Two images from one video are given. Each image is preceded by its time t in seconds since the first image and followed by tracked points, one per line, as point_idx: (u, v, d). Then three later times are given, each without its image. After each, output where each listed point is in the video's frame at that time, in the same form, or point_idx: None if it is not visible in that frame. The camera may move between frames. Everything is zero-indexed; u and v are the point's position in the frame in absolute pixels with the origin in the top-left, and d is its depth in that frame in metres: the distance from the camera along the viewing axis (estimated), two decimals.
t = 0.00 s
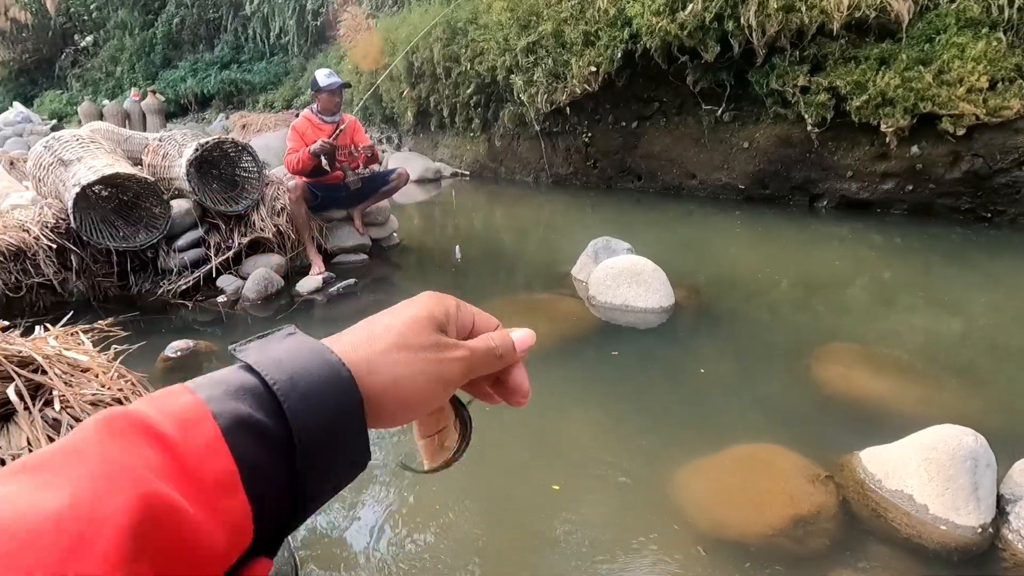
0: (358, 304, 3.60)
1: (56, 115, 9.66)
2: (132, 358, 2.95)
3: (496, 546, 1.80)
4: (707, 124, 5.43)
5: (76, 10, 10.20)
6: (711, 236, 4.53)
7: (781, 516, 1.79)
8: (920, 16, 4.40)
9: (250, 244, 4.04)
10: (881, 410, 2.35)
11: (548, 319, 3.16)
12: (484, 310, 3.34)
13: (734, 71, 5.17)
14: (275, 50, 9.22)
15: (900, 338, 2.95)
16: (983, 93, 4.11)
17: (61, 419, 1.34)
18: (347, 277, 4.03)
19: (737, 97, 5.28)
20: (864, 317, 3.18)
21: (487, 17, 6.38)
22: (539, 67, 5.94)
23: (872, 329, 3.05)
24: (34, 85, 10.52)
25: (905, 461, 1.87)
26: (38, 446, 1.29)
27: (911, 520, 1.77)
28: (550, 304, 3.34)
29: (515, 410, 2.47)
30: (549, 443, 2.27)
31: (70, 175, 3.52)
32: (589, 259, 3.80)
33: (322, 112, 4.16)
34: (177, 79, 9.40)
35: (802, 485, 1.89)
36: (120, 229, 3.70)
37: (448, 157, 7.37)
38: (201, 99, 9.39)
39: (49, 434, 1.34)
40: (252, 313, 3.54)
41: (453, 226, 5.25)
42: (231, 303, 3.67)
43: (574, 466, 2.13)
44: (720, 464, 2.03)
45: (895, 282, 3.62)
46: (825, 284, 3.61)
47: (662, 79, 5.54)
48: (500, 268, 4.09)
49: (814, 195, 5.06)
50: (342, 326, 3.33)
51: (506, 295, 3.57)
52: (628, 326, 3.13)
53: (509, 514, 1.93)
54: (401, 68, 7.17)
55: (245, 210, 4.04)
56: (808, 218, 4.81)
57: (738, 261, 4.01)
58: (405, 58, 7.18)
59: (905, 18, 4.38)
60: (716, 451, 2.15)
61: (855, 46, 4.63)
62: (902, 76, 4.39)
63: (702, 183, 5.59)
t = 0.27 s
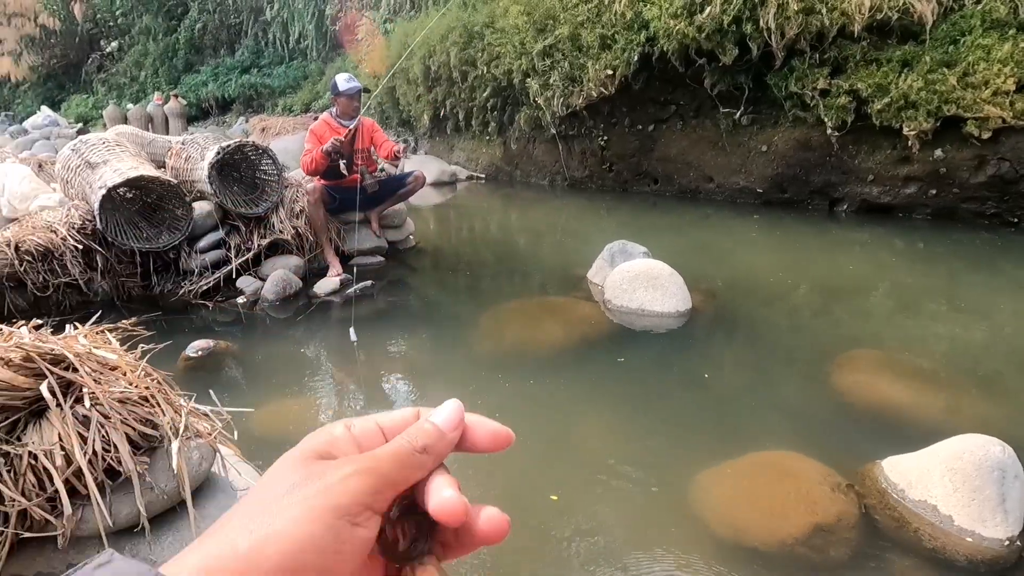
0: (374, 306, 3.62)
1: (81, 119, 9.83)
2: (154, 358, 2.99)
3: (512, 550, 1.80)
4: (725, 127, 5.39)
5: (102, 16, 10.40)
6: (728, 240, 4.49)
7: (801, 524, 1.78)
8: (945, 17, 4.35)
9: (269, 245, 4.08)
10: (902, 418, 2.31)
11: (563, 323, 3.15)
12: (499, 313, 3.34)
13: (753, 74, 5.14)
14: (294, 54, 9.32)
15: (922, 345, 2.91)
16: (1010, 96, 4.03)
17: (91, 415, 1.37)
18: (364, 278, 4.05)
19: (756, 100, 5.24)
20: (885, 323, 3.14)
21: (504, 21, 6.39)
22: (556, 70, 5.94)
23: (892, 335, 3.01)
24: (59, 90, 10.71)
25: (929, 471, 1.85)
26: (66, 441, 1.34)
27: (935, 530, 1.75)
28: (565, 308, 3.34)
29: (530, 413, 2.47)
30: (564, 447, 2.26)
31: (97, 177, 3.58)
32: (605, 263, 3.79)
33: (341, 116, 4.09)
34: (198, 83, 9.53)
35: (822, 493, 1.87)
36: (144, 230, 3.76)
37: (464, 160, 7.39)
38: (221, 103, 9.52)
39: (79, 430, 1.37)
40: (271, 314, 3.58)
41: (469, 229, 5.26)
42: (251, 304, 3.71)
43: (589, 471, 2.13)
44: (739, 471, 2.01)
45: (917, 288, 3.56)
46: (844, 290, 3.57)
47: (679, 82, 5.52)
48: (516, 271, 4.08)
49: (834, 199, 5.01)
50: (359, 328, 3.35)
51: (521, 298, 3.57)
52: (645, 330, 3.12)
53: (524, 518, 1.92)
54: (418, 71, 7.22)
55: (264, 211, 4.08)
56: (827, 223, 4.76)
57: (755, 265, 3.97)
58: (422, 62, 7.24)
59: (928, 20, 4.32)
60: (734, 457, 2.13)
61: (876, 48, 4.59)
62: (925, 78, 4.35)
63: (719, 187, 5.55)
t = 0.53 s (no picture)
0: (381, 306, 3.62)
1: (90, 118, 9.90)
2: (163, 356, 3.01)
3: (521, 549, 1.81)
4: (732, 126, 5.38)
5: (111, 16, 10.46)
6: (736, 239, 4.48)
7: (811, 525, 1.77)
8: (956, 16, 4.34)
9: (277, 245, 4.10)
10: (912, 419, 2.30)
11: (570, 323, 3.15)
12: (507, 313, 3.35)
13: (761, 73, 5.12)
14: (301, 54, 9.36)
15: (932, 346, 2.89)
16: (1022, 94, 3.98)
17: (105, 412, 1.38)
18: (372, 277, 4.06)
19: (764, 100, 5.22)
20: (894, 323, 3.12)
21: (511, 20, 6.40)
22: (563, 69, 5.95)
23: (902, 336, 2.99)
24: (68, 89, 10.78)
25: (941, 472, 1.83)
26: (80, 438, 1.35)
27: (947, 533, 1.73)
28: (572, 307, 3.34)
29: (537, 413, 2.47)
30: (572, 447, 2.26)
31: (107, 176, 3.61)
32: (612, 262, 3.78)
33: (348, 116, 4.11)
34: (206, 83, 9.57)
35: (833, 495, 1.86)
36: (154, 229, 3.78)
37: (470, 160, 7.40)
38: (229, 103, 9.55)
39: (94, 427, 1.38)
40: (279, 314, 3.59)
41: (476, 229, 5.26)
42: (259, 302, 3.73)
43: (597, 470, 2.13)
44: (748, 471, 2.01)
45: (926, 289, 3.54)
46: (853, 290, 3.56)
47: (686, 81, 5.50)
48: (523, 271, 4.08)
49: (843, 199, 4.99)
50: (366, 327, 3.36)
51: (528, 298, 3.57)
52: (653, 330, 3.11)
53: (533, 518, 1.93)
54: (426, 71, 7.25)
55: (273, 210, 4.09)
56: (836, 223, 4.73)
57: (763, 265, 3.96)
58: (430, 61, 7.26)
59: (939, 19, 4.31)
60: (743, 458, 2.12)
61: (886, 47, 4.57)
62: (936, 77, 4.32)
63: (726, 187, 5.54)
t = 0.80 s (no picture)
0: (364, 313, 3.60)
1: (65, 125, 9.75)
2: (141, 367, 2.96)
3: (504, 556, 1.80)
4: (712, 132, 5.44)
5: (86, 22, 10.32)
6: (717, 245, 4.52)
7: (793, 527, 1.79)
8: (925, 26, 4.46)
9: (257, 253, 4.06)
10: (891, 420, 2.33)
11: (554, 329, 3.16)
12: (490, 319, 3.34)
13: (739, 81, 5.18)
14: (282, 60, 9.30)
15: (909, 348, 2.94)
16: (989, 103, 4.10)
17: (78, 428, 1.36)
18: (354, 285, 4.03)
19: (742, 107, 5.28)
20: (872, 326, 3.17)
21: (492, 28, 6.42)
22: (544, 77, 5.98)
23: (880, 338, 3.04)
24: (42, 95, 10.59)
25: (920, 472, 1.86)
26: (53, 454, 1.32)
27: (927, 532, 1.76)
28: (556, 313, 3.34)
29: (522, 420, 2.47)
30: (556, 453, 2.26)
31: (81, 184, 3.55)
32: (595, 268, 3.80)
33: (331, 122, 4.00)
34: (184, 89, 9.46)
35: (815, 498, 1.87)
36: (130, 238, 3.73)
37: (453, 166, 7.40)
38: (208, 109, 9.44)
39: (66, 443, 1.35)
40: (259, 322, 3.56)
41: (459, 235, 5.26)
42: (239, 311, 3.69)
43: (582, 476, 2.13)
44: (731, 475, 2.02)
45: (902, 292, 3.60)
46: (832, 294, 3.60)
47: (666, 88, 5.56)
48: (507, 277, 4.09)
49: (820, 204, 5.06)
50: (348, 335, 3.34)
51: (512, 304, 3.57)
52: (635, 335, 3.13)
53: (518, 525, 1.92)
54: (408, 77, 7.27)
55: (252, 218, 4.05)
56: (814, 228, 4.80)
57: (744, 270, 4.00)
58: (411, 68, 7.26)
59: (910, 28, 4.42)
60: (726, 461, 2.14)
61: (859, 55, 4.66)
62: (907, 85, 4.41)
63: (707, 192, 5.59)
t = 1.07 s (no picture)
0: (364, 320, 3.60)
1: (66, 132, 9.77)
2: (140, 374, 2.96)
3: (502, 564, 1.79)
4: (711, 139, 5.45)
5: (88, 30, 10.36)
6: (716, 251, 4.53)
7: (795, 535, 1.78)
8: (922, 34, 4.48)
9: (257, 259, 4.06)
10: (892, 427, 2.33)
11: (554, 336, 3.15)
12: (490, 326, 3.34)
13: (738, 88, 5.20)
14: (282, 68, 9.33)
15: (909, 355, 2.93)
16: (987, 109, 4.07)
17: (77, 437, 1.35)
18: (354, 292, 4.03)
19: (741, 114, 5.30)
20: (872, 333, 3.17)
21: (492, 36, 6.44)
22: (543, 84, 6.00)
23: (880, 345, 3.04)
24: (43, 103, 10.63)
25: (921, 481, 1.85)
26: (51, 463, 1.32)
27: (930, 540, 1.74)
28: (555, 320, 3.34)
29: (521, 427, 2.47)
30: (555, 460, 2.26)
31: (82, 192, 3.55)
32: (595, 275, 3.80)
33: (335, 131, 4.11)
34: (185, 96, 9.49)
35: (816, 505, 1.87)
36: (130, 245, 3.73)
37: (453, 173, 7.41)
38: (209, 116, 9.44)
39: (64, 451, 1.35)
40: (258, 329, 3.56)
41: (459, 242, 5.26)
42: (239, 318, 3.69)
43: (582, 484, 2.12)
44: (731, 482, 2.01)
45: (902, 298, 3.60)
46: (832, 300, 3.60)
47: (665, 96, 5.58)
48: (506, 284, 4.09)
49: (819, 211, 5.07)
50: (348, 342, 3.33)
51: (511, 310, 3.57)
52: (635, 342, 3.13)
53: (519, 533, 1.91)
54: (408, 85, 7.33)
55: (253, 225, 4.06)
56: (814, 234, 4.80)
57: (743, 277, 4.00)
58: (411, 76, 7.29)
59: (907, 36, 4.43)
60: (727, 469, 2.13)
61: (857, 63, 4.67)
62: (905, 93, 4.41)
63: (706, 199, 5.60)
